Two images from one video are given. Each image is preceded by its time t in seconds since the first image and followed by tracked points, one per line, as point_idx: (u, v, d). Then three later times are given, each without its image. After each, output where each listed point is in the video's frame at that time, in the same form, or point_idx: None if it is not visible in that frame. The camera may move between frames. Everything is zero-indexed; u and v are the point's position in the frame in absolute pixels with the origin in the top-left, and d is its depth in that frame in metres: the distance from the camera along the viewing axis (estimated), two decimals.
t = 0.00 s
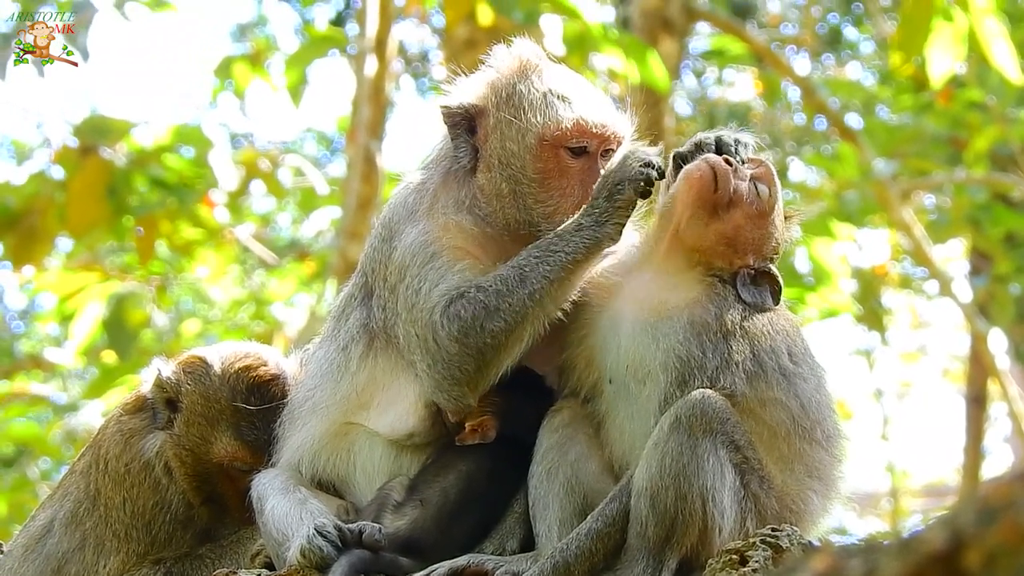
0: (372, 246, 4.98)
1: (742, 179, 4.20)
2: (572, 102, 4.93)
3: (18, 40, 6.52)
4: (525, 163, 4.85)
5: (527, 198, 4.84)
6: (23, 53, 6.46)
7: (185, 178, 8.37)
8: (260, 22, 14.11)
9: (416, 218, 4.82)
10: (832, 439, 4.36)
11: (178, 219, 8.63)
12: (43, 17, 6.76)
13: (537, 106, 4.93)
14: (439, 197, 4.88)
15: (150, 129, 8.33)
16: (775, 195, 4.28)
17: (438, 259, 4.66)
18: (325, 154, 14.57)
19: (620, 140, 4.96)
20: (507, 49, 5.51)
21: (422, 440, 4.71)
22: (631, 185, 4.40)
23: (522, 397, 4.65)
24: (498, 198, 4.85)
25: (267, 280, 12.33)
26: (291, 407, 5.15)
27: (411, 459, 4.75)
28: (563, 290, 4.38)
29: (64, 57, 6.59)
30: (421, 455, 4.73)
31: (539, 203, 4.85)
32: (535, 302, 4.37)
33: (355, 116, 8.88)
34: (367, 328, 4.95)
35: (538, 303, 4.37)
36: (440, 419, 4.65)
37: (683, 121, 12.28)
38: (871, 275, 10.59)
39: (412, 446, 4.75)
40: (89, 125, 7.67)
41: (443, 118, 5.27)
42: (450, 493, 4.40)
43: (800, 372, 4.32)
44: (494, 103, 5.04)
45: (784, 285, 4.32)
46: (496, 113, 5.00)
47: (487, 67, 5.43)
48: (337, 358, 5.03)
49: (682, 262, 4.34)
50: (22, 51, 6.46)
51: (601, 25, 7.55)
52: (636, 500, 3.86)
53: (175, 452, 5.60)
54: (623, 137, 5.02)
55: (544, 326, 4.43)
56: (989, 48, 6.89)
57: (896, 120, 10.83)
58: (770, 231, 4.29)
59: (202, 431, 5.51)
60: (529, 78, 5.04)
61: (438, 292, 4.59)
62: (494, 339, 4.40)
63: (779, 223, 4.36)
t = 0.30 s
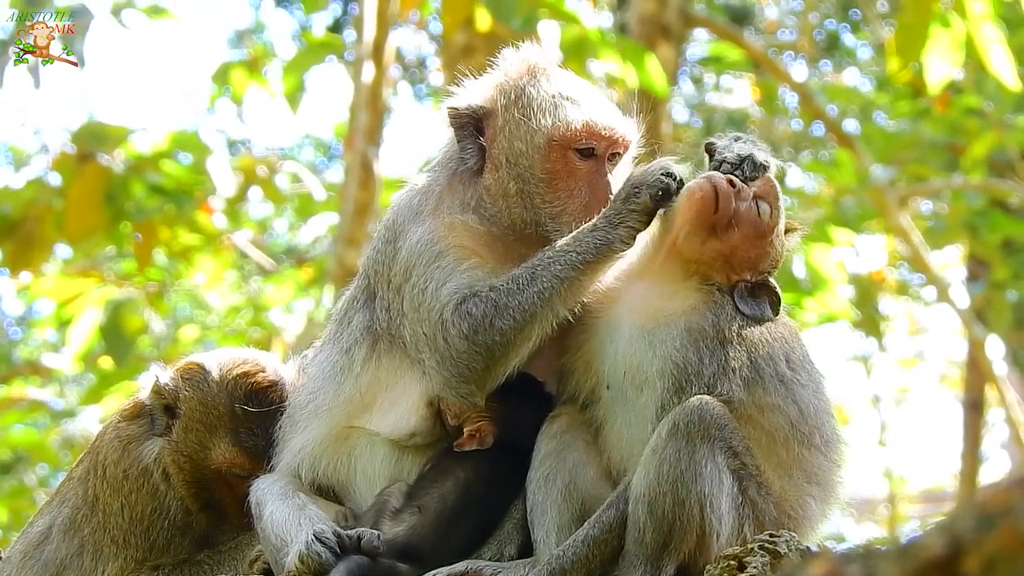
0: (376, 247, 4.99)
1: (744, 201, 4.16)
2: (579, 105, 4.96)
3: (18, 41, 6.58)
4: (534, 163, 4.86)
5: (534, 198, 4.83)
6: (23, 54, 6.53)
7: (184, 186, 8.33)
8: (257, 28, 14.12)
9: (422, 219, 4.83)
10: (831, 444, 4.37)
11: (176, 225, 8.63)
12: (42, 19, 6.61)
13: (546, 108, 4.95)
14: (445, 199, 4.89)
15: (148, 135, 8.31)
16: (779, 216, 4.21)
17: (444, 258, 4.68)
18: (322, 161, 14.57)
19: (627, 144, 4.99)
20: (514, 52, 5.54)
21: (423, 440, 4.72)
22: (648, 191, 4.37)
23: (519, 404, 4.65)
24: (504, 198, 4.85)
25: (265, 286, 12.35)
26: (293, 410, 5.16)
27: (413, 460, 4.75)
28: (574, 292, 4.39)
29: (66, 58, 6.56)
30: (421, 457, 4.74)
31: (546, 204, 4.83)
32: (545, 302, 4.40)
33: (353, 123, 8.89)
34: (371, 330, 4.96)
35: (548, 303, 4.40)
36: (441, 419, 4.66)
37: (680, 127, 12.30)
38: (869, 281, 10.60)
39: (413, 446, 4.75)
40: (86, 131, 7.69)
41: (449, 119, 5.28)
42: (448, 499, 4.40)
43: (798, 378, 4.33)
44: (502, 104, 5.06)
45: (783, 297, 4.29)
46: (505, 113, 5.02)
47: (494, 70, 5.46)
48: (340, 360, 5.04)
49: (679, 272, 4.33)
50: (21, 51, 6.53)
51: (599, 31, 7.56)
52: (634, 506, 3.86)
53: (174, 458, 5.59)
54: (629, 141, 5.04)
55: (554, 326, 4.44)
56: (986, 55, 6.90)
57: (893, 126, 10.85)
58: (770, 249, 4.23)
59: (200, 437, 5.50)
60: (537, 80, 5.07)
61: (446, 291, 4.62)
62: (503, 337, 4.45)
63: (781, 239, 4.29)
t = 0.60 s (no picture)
0: (376, 249, 5.00)
1: (740, 208, 4.18)
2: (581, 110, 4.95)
3: (18, 41, 6.61)
4: (535, 164, 4.85)
5: (534, 199, 4.83)
6: (22, 53, 6.57)
7: (182, 192, 8.31)
8: (256, 34, 14.14)
9: (423, 219, 4.85)
10: (826, 450, 4.37)
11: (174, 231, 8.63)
12: (42, 19, 6.64)
13: (550, 112, 4.95)
14: (447, 200, 4.90)
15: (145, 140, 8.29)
16: (774, 223, 4.21)
17: (443, 253, 4.69)
18: (320, 167, 14.59)
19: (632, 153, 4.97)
20: (523, 58, 5.55)
21: (421, 442, 4.71)
22: (643, 171, 4.35)
23: (518, 407, 4.62)
24: (504, 199, 4.84)
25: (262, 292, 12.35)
26: (292, 415, 5.16)
27: (410, 465, 4.75)
28: (570, 274, 4.40)
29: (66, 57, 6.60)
30: (420, 460, 4.74)
31: (545, 206, 4.84)
32: (540, 285, 4.40)
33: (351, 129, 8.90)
34: (371, 332, 4.96)
35: (543, 286, 4.40)
36: (439, 424, 4.66)
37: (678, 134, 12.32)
38: (867, 288, 10.60)
39: (411, 449, 4.74)
40: (84, 137, 7.69)
41: (454, 121, 5.31)
42: (444, 505, 4.40)
43: (793, 385, 4.33)
44: (507, 107, 5.05)
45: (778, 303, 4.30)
46: (508, 115, 5.01)
47: (501, 75, 5.46)
48: (340, 363, 5.04)
49: (674, 278, 4.33)
50: (21, 51, 6.57)
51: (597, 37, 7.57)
52: (630, 513, 3.86)
53: (170, 464, 5.58)
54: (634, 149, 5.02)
55: (550, 311, 4.44)
56: (983, 61, 6.91)
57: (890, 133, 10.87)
58: (765, 256, 4.24)
59: (197, 444, 5.50)
60: (543, 86, 5.07)
61: (443, 282, 4.62)
62: (499, 323, 4.44)
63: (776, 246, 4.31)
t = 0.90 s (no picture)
0: (375, 245, 5.00)
1: (734, 213, 4.18)
2: (586, 116, 4.96)
3: (18, 41, 6.50)
4: (536, 163, 4.87)
5: (533, 197, 4.85)
6: (23, 53, 6.44)
7: (175, 198, 8.28)
8: (250, 40, 14.15)
9: (423, 213, 4.85)
10: (819, 456, 4.37)
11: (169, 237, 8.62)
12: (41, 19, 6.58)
13: (557, 115, 4.97)
14: (450, 198, 4.89)
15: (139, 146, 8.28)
16: (768, 228, 4.24)
17: (439, 245, 4.70)
18: (314, 173, 14.59)
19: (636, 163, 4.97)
20: (535, 63, 5.57)
21: (415, 442, 4.70)
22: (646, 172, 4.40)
23: (511, 412, 4.59)
24: (502, 196, 4.87)
25: (256, 298, 12.33)
26: (288, 417, 5.15)
27: (405, 468, 4.75)
28: (562, 267, 4.42)
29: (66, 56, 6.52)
30: (414, 462, 4.74)
31: (542, 205, 4.85)
32: (530, 274, 4.42)
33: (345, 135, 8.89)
34: (368, 329, 4.95)
35: (533, 274, 4.42)
36: (434, 428, 4.65)
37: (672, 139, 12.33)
38: (861, 293, 10.61)
39: (405, 450, 4.74)
40: (79, 143, 7.71)
41: (463, 119, 5.34)
42: (438, 511, 4.39)
43: (786, 391, 4.33)
44: (514, 110, 5.06)
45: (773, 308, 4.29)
46: (515, 117, 5.04)
47: (514, 79, 5.47)
48: (337, 363, 5.04)
49: (667, 284, 4.32)
50: (22, 51, 6.45)
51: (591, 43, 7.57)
52: (624, 518, 3.84)
53: (165, 469, 5.57)
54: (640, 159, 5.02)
55: (538, 299, 4.43)
56: (977, 67, 6.92)
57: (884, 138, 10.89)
58: (758, 261, 4.25)
59: (192, 448, 5.50)
60: (552, 91, 5.09)
61: (438, 273, 4.62)
62: (488, 311, 4.45)
63: (769, 252, 4.31)
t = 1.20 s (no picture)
0: (375, 250, 5.00)
1: (734, 217, 4.16)
2: (583, 121, 4.95)
3: (18, 41, 6.48)
4: (533, 168, 4.86)
5: (528, 201, 4.83)
6: (22, 53, 6.43)
7: (173, 202, 8.29)
8: (248, 43, 14.16)
9: (423, 219, 4.84)
10: (818, 458, 4.37)
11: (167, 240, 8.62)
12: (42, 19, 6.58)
13: (554, 120, 4.96)
14: (448, 203, 4.91)
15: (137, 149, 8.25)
16: (768, 231, 4.23)
17: (443, 258, 4.67)
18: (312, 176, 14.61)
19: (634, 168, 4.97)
20: (532, 67, 5.57)
21: (413, 448, 4.71)
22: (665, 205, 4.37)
23: (510, 416, 4.61)
24: (500, 201, 4.87)
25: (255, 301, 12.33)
26: (286, 420, 5.15)
27: (403, 471, 4.74)
28: (581, 298, 4.38)
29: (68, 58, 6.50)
30: (413, 466, 4.72)
31: (539, 209, 4.83)
32: (551, 306, 4.38)
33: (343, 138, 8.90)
34: (367, 335, 4.95)
35: (553, 308, 4.38)
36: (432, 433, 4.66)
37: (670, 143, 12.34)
38: (860, 296, 10.61)
39: (403, 454, 4.74)
40: (76, 147, 7.69)
41: (462, 124, 5.35)
42: (437, 514, 4.38)
43: (786, 393, 4.33)
44: (512, 114, 5.08)
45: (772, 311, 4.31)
46: (512, 121, 5.04)
47: (513, 83, 5.47)
48: (336, 366, 5.03)
49: (667, 287, 4.32)
50: (21, 51, 6.43)
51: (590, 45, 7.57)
52: (623, 521, 3.84)
53: (164, 472, 5.56)
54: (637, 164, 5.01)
55: (557, 330, 4.43)
56: (976, 70, 6.92)
57: (882, 141, 10.90)
58: (759, 265, 4.25)
59: (191, 452, 5.48)
60: (551, 95, 5.08)
61: (444, 289, 4.60)
62: (503, 337, 4.43)
63: (770, 254, 4.31)
